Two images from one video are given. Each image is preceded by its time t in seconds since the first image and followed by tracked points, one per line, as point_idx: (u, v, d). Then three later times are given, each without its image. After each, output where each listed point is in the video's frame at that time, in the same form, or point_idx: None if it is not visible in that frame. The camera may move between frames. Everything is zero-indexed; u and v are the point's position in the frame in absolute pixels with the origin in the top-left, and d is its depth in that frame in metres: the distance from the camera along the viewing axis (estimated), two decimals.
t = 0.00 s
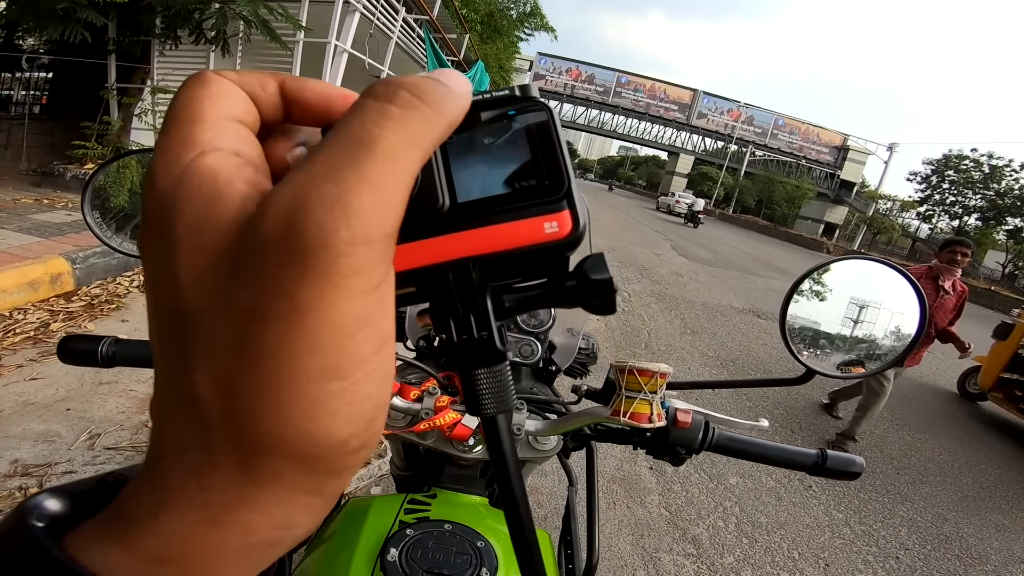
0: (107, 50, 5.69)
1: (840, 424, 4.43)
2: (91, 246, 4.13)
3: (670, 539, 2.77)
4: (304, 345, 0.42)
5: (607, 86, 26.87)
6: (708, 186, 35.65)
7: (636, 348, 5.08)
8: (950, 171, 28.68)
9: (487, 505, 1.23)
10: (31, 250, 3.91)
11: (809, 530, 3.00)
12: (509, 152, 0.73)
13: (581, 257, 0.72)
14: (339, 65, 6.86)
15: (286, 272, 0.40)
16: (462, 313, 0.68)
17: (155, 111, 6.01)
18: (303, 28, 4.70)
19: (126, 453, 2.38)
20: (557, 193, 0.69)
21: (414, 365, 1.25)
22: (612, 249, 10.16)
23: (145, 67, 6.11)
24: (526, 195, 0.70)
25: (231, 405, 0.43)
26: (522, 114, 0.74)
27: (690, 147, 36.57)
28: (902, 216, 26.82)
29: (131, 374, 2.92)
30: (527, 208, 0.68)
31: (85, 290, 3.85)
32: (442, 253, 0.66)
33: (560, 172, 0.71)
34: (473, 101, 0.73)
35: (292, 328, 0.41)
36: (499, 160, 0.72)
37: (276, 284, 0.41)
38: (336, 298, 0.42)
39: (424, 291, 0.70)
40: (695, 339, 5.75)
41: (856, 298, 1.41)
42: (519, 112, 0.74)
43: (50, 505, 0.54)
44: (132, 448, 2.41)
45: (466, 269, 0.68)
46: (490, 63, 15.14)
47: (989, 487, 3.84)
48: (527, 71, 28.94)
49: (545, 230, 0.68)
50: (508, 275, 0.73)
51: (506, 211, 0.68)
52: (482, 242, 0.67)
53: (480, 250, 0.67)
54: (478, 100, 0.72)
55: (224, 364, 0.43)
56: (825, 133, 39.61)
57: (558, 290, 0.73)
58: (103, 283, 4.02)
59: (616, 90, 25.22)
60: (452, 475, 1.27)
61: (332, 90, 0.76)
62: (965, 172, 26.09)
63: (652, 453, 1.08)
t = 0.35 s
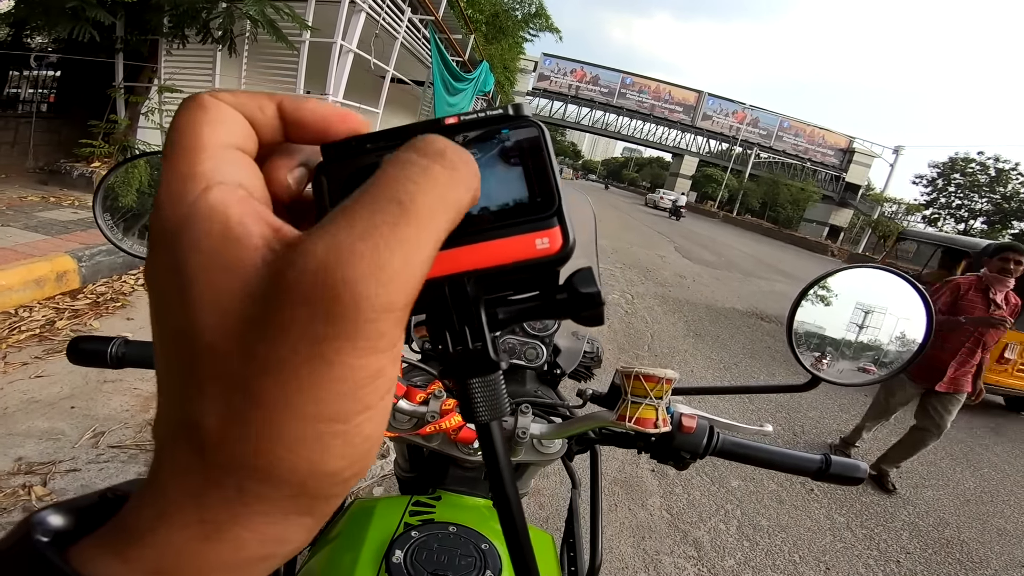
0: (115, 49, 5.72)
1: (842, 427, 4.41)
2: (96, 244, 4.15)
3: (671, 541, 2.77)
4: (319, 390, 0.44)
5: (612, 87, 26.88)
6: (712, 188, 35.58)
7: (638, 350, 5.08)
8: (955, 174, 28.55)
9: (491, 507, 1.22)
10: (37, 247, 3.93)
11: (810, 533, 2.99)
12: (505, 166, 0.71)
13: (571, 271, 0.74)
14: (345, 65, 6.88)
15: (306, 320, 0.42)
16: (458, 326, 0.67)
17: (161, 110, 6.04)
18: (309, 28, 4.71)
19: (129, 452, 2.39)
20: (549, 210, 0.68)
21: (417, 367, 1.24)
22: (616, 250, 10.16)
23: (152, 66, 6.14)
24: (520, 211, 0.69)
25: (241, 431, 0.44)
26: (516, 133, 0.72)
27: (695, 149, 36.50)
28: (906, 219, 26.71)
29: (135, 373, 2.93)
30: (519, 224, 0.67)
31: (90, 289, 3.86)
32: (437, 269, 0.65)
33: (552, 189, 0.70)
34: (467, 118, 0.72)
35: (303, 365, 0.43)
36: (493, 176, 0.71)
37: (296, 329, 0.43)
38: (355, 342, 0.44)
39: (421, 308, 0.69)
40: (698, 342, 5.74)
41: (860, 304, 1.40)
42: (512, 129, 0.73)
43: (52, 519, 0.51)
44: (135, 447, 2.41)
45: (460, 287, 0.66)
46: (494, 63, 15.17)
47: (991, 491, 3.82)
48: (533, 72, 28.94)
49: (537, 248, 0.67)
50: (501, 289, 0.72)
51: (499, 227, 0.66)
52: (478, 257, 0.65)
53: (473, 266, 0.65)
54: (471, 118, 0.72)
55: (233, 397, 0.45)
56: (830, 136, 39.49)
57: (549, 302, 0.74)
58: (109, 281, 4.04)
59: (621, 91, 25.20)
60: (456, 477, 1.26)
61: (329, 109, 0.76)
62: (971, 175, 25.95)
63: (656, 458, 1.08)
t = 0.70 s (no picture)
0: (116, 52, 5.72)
1: (841, 432, 4.41)
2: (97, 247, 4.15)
3: (671, 546, 2.76)
4: (402, 500, 0.51)
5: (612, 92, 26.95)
6: (711, 193, 35.61)
7: (638, 355, 5.08)
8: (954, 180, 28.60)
9: (493, 513, 1.22)
10: (37, 251, 3.93)
11: (810, 538, 2.98)
12: (523, 174, 0.73)
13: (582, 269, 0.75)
14: (346, 69, 6.90)
15: (407, 453, 0.49)
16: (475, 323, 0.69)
17: (161, 114, 6.05)
18: (311, 31, 4.72)
19: (128, 455, 2.38)
20: (563, 210, 0.72)
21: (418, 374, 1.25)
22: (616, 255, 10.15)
23: (153, 70, 6.14)
24: (534, 213, 0.71)
25: (316, 520, 0.51)
26: (531, 135, 0.73)
27: (694, 153, 36.56)
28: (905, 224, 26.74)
29: (134, 377, 2.92)
30: (533, 226, 0.71)
31: (89, 292, 3.86)
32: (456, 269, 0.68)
33: (568, 191, 0.72)
34: (484, 122, 0.73)
35: (392, 485, 0.50)
36: (508, 180, 0.73)
37: (397, 459, 0.49)
38: (438, 471, 0.51)
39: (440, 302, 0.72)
40: (697, 347, 5.74)
41: (861, 310, 1.37)
42: (528, 133, 0.74)
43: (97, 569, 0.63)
44: (135, 450, 2.41)
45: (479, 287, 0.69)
46: (495, 68, 15.20)
47: (990, 495, 3.81)
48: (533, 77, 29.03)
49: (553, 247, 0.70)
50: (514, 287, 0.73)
51: (514, 229, 0.70)
52: (492, 256, 0.70)
53: (488, 264, 0.70)
54: (488, 122, 0.73)
55: (313, 492, 0.50)
56: (830, 142, 39.54)
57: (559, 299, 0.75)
58: (108, 285, 4.04)
59: (621, 96, 25.23)
60: (460, 484, 1.27)
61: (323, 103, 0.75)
62: (969, 181, 25.98)
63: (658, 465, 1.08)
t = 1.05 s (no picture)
0: (90, 56, 5.62)
1: (822, 430, 4.48)
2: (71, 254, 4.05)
3: (660, 547, 2.77)
4: None
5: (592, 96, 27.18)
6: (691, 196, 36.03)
7: (622, 357, 5.11)
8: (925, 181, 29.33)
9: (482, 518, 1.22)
10: (9, 258, 3.83)
11: (795, 535, 3.02)
12: (477, 181, 0.75)
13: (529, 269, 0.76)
14: (327, 74, 6.86)
15: None
16: (435, 314, 0.65)
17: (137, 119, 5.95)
18: (291, 35, 4.69)
19: (107, 466, 2.32)
20: (512, 214, 0.74)
21: (404, 379, 1.26)
22: (599, 258, 10.22)
23: (128, 74, 6.04)
24: (491, 213, 0.73)
25: None
26: (484, 149, 0.79)
27: (673, 157, 36.98)
28: (879, 226, 27.33)
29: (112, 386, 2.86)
30: (490, 223, 0.72)
31: (64, 301, 3.77)
32: (415, 261, 0.66)
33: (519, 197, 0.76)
34: (443, 131, 0.77)
35: None
36: (467, 183, 0.74)
37: None
38: None
39: (400, 301, 0.68)
40: (681, 348, 5.79)
41: (838, 310, 1.40)
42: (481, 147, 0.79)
43: None
44: (114, 460, 2.35)
45: (437, 281, 0.67)
46: (478, 73, 15.22)
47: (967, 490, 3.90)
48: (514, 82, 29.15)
49: (506, 246, 0.72)
50: (471, 284, 0.72)
51: (474, 225, 0.70)
52: (453, 253, 0.68)
53: (449, 259, 0.67)
54: (447, 132, 0.77)
55: None
56: (806, 145, 40.30)
57: (514, 300, 0.74)
58: (83, 293, 3.95)
59: (601, 100, 25.46)
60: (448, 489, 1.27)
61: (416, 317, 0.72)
62: (939, 183, 26.68)
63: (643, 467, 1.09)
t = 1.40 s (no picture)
0: (49, 60, 5.47)
1: (792, 422, 4.61)
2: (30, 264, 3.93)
3: (637, 541, 2.84)
4: None
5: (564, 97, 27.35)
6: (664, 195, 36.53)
7: (597, 356, 5.17)
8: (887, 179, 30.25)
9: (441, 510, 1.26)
10: None
11: (767, 527, 3.12)
12: (505, 157, 0.77)
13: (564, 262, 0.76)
14: (297, 77, 6.79)
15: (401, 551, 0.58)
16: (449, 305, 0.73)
17: (100, 124, 5.82)
18: (259, 39, 4.63)
19: (75, 475, 2.29)
20: (548, 201, 0.76)
21: (364, 378, 1.23)
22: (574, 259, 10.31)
23: (88, 78, 5.89)
24: (521, 196, 0.76)
25: None
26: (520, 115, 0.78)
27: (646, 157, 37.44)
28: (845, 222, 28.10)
29: (78, 396, 2.80)
30: (521, 212, 0.75)
31: (25, 311, 3.68)
32: (429, 252, 0.72)
33: (552, 178, 0.77)
34: (472, 97, 0.77)
35: None
36: (491, 163, 0.76)
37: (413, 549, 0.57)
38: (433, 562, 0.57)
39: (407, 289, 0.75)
40: (655, 346, 5.88)
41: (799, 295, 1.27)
42: (515, 111, 0.78)
43: None
44: (82, 469, 2.32)
45: (449, 271, 0.72)
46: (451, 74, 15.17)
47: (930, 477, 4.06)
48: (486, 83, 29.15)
49: (536, 235, 0.75)
50: (494, 276, 0.76)
51: (493, 212, 0.74)
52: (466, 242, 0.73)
53: (460, 249, 0.72)
54: (476, 97, 0.77)
55: None
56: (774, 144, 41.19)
57: (546, 292, 0.76)
58: (45, 303, 3.86)
59: (574, 101, 25.64)
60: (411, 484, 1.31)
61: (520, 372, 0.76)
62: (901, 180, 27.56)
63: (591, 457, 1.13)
